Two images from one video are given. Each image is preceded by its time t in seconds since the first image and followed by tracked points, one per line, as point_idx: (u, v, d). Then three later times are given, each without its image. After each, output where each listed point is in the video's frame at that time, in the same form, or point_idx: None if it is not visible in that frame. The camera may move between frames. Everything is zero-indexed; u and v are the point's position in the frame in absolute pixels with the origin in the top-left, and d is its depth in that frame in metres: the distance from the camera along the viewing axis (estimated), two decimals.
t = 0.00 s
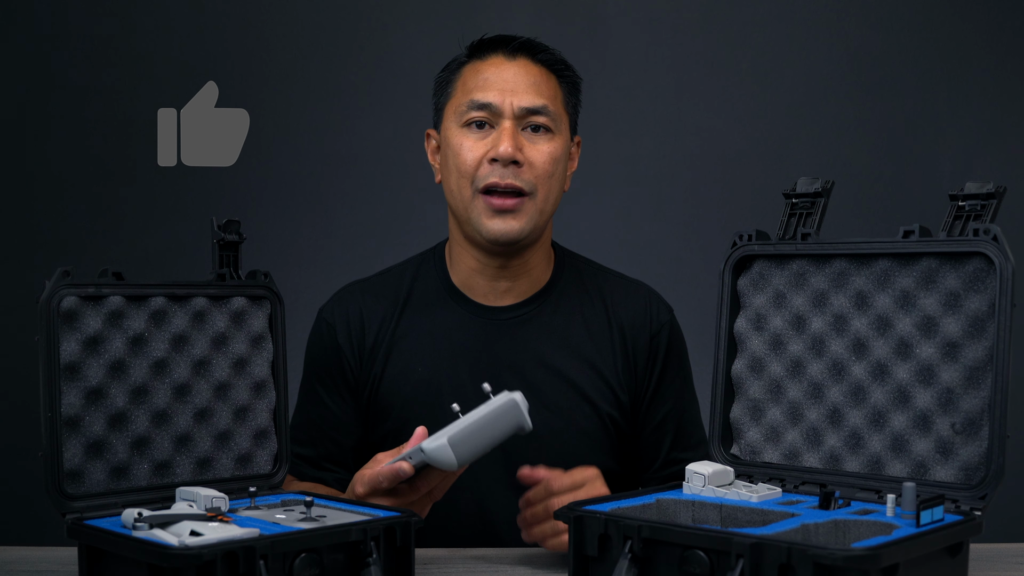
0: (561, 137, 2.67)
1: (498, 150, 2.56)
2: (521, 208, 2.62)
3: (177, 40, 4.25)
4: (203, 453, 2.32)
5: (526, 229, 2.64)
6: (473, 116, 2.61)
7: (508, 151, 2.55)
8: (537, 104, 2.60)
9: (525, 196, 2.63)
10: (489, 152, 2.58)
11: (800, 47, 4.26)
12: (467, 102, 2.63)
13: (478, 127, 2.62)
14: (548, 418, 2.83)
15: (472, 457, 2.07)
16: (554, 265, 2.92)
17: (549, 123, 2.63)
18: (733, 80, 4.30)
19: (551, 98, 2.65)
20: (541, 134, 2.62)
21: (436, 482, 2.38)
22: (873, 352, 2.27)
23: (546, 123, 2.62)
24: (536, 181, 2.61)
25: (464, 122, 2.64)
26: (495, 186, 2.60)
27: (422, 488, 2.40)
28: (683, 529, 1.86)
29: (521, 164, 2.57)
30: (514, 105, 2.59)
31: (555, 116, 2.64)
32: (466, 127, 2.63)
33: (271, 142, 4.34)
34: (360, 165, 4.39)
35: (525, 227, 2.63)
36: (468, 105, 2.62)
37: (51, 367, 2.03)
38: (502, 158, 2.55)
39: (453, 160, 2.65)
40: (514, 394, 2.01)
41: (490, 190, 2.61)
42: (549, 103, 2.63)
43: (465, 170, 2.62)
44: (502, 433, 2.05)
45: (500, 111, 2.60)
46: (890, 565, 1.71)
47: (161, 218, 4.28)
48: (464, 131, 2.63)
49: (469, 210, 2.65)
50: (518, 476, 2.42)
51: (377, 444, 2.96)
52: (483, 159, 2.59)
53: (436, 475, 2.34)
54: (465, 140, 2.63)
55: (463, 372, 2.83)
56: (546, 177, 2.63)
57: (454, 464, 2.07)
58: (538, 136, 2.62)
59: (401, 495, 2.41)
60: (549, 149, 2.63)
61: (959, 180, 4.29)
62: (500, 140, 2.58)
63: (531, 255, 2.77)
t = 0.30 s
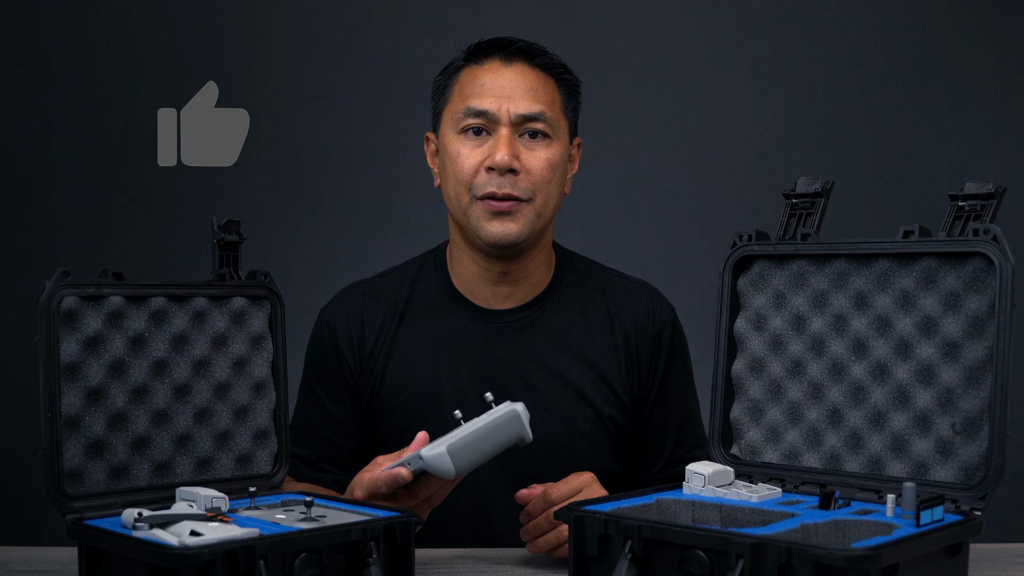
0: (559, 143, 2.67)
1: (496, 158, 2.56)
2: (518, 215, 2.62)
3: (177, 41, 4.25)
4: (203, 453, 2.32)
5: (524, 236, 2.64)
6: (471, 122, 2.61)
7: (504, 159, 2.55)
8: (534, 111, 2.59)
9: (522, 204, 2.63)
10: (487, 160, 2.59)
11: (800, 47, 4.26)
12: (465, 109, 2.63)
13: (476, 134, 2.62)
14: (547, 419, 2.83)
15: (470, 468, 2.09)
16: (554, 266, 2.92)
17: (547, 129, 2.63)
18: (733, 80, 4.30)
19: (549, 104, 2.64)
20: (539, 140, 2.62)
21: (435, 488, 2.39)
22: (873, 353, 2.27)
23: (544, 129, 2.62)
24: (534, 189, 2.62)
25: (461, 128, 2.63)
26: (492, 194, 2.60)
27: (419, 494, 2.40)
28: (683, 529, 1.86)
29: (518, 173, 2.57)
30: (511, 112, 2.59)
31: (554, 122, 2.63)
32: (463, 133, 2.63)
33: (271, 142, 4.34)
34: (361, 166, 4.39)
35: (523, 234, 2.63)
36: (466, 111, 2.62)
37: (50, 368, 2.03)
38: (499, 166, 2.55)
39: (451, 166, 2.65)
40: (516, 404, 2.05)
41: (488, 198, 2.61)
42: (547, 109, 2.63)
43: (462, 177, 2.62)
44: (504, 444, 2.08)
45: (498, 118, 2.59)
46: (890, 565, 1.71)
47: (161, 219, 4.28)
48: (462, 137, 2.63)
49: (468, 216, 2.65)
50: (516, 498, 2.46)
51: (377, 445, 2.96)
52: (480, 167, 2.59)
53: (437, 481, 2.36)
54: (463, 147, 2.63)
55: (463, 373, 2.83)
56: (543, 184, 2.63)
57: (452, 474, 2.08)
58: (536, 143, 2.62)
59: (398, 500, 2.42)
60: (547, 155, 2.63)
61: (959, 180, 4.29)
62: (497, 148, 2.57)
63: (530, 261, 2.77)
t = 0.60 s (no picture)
0: (562, 144, 2.67)
1: (498, 159, 2.56)
2: (518, 216, 2.62)
3: (177, 40, 4.25)
4: (203, 453, 2.32)
5: (524, 236, 2.65)
6: (474, 122, 2.61)
7: (506, 160, 2.55)
8: (537, 112, 2.59)
9: (523, 204, 2.63)
10: (489, 160, 2.59)
11: (800, 47, 4.26)
12: (468, 109, 2.62)
13: (479, 134, 2.62)
14: (547, 419, 2.83)
15: (469, 482, 2.09)
16: (555, 266, 2.92)
17: (550, 131, 2.63)
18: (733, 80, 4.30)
19: (552, 105, 2.64)
20: (541, 141, 2.62)
21: (435, 495, 2.40)
22: (873, 353, 2.27)
23: (547, 130, 2.62)
24: (535, 190, 2.62)
25: (464, 128, 2.63)
26: (494, 195, 2.61)
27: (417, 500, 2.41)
28: (683, 529, 1.86)
29: (520, 173, 2.57)
30: (514, 113, 2.59)
31: (556, 124, 2.63)
32: (466, 133, 2.63)
33: (271, 142, 4.34)
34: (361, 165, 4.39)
35: (523, 234, 2.64)
36: (469, 111, 2.62)
37: (50, 368, 2.03)
38: (501, 166, 2.55)
39: (453, 166, 2.65)
40: (518, 420, 2.09)
41: (489, 198, 2.61)
42: (550, 110, 2.63)
43: (464, 177, 2.62)
44: (503, 459, 2.11)
45: (501, 118, 2.59)
46: (890, 565, 1.70)
47: (162, 219, 4.28)
48: (465, 137, 2.63)
49: (469, 215, 2.65)
50: (517, 499, 2.49)
51: (377, 444, 2.96)
52: (482, 167, 2.59)
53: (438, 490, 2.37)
54: (465, 146, 2.63)
55: (462, 373, 2.83)
56: (545, 185, 2.63)
57: (450, 488, 2.07)
58: (538, 144, 2.62)
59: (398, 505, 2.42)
60: (548, 156, 2.63)
61: (959, 181, 4.29)
62: (500, 148, 2.57)
63: (531, 260, 2.77)
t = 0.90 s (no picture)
0: (564, 141, 2.67)
1: (503, 154, 2.56)
2: (523, 209, 2.62)
3: (177, 40, 4.25)
4: (203, 453, 2.32)
5: (529, 230, 2.65)
6: (479, 117, 2.61)
7: (512, 155, 2.55)
8: (541, 108, 2.59)
9: (528, 198, 2.63)
10: (493, 155, 2.59)
11: (800, 46, 4.26)
12: (473, 104, 2.62)
13: (483, 129, 2.62)
14: (547, 419, 2.83)
15: (468, 477, 2.10)
16: (554, 265, 2.92)
17: (553, 127, 2.62)
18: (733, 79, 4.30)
19: (555, 102, 2.64)
20: (544, 137, 2.62)
21: (434, 492, 2.41)
22: (873, 352, 2.27)
23: (550, 127, 2.62)
24: (540, 184, 2.62)
25: (469, 122, 2.64)
26: (498, 189, 2.60)
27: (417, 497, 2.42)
28: (683, 529, 1.86)
29: (525, 169, 2.57)
30: (519, 108, 2.59)
31: (559, 120, 2.63)
32: (470, 128, 2.63)
33: (271, 142, 4.34)
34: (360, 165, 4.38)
35: (527, 228, 2.64)
36: (474, 106, 2.62)
37: (51, 368, 2.03)
38: (506, 161, 2.55)
39: (456, 160, 2.65)
40: (517, 415, 2.07)
41: (492, 192, 2.62)
42: (554, 107, 2.63)
43: (468, 170, 2.62)
44: (501, 454, 2.10)
45: (506, 114, 2.59)
46: (890, 565, 1.70)
47: (162, 218, 4.28)
48: (469, 131, 2.63)
49: (472, 209, 2.65)
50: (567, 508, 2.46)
51: (377, 444, 2.96)
52: (486, 162, 2.59)
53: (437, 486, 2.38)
54: (469, 140, 2.63)
55: (462, 373, 2.83)
56: (548, 180, 2.63)
57: (450, 483, 2.08)
58: (541, 139, 2.62)
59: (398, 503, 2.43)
60: (552, 152, 2.62)
61: (959, 180, 4.28)
62: (504, 143, 2.57)
63: (531, 253, 2.78)
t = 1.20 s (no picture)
0: (556, 140, 2.67)
1: (494, 153, 2.56)
2: (516, 208, 2.62)
3: (177, 40, 4.25)
4: (203, 453, 2.32)
5: (522, 229, 2.65)
6: (469, 118, 2.61)
7: (503, 154, 2.55)
8: (532, 107, 2.60)
9: (520, 197, 2.63)
10: (484, 155, 2.59)
11: (800, 47, 4.26)
12: (464, 105, 2.62)
13: (475, 129, 2.62)
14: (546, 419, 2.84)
15: (462, 471, 2.10)
16: (553, 266, 2.92)
17: (544, 126, 2.62)
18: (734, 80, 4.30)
19: (546, 101, 2.64)
20: (536, 136, 2.62)
21: (432, 490, 2.41)
22: (873, 353, 2.27)
23: (541, 126, 2.62)
24: (532, 183, 2.62)
25: (460, 124, 2.63)
26: (491, 189, 2.61)
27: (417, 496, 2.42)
28: (683, 529, 1.86)
29: (516, 167, 2.58)
30: (509, 108, 2.59)
31: (550, 119, 2.63)
32: (462, 129, 2.63)
33: (271, 142, 4.34)
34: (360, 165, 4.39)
35: (520, 227, 2.64)
36: (465, 107, 2.62)
37: (51, 367, 2.03)
38: (498, 161, 2.55)
39: (449, 161, 2.65)
40: (512, 409, 2.08)
41: (486, 193, 2.62)
42: (544, 106, 2.63)
43: (460, 171, 2.62)
44: (496, 449, 2.11)
45: (496, 114, 2.59)
46: (890, 565, 1.70)
47: (162, 218, 4.28)
48: (461, 133, 2.63)
49: (465, 210, 2.65)
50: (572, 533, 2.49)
51: (376, 444, 2.96)
52: (479, 162, 2.60)
53: (433, 483, 2.38)
54: (461, 141, 2.63)
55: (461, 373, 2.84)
56: (541, 179, 2.63)
57: (444, 477, 2.08)
58: (533, 139, 2.62)
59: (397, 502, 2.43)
60: (544, 151, 2.62)
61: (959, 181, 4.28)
62: (496, 143, 2.58)
63: (527, 254, 2.78)
